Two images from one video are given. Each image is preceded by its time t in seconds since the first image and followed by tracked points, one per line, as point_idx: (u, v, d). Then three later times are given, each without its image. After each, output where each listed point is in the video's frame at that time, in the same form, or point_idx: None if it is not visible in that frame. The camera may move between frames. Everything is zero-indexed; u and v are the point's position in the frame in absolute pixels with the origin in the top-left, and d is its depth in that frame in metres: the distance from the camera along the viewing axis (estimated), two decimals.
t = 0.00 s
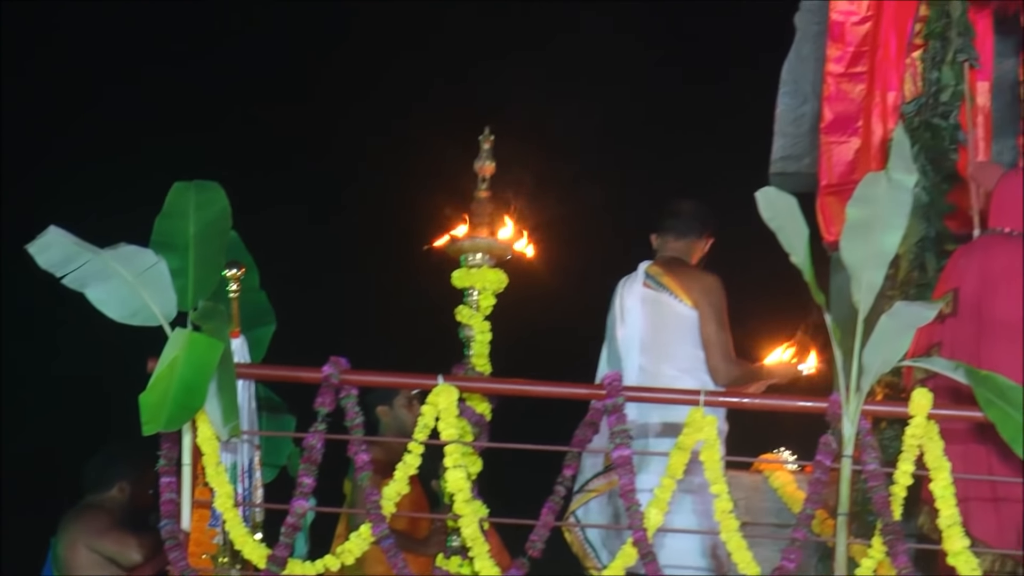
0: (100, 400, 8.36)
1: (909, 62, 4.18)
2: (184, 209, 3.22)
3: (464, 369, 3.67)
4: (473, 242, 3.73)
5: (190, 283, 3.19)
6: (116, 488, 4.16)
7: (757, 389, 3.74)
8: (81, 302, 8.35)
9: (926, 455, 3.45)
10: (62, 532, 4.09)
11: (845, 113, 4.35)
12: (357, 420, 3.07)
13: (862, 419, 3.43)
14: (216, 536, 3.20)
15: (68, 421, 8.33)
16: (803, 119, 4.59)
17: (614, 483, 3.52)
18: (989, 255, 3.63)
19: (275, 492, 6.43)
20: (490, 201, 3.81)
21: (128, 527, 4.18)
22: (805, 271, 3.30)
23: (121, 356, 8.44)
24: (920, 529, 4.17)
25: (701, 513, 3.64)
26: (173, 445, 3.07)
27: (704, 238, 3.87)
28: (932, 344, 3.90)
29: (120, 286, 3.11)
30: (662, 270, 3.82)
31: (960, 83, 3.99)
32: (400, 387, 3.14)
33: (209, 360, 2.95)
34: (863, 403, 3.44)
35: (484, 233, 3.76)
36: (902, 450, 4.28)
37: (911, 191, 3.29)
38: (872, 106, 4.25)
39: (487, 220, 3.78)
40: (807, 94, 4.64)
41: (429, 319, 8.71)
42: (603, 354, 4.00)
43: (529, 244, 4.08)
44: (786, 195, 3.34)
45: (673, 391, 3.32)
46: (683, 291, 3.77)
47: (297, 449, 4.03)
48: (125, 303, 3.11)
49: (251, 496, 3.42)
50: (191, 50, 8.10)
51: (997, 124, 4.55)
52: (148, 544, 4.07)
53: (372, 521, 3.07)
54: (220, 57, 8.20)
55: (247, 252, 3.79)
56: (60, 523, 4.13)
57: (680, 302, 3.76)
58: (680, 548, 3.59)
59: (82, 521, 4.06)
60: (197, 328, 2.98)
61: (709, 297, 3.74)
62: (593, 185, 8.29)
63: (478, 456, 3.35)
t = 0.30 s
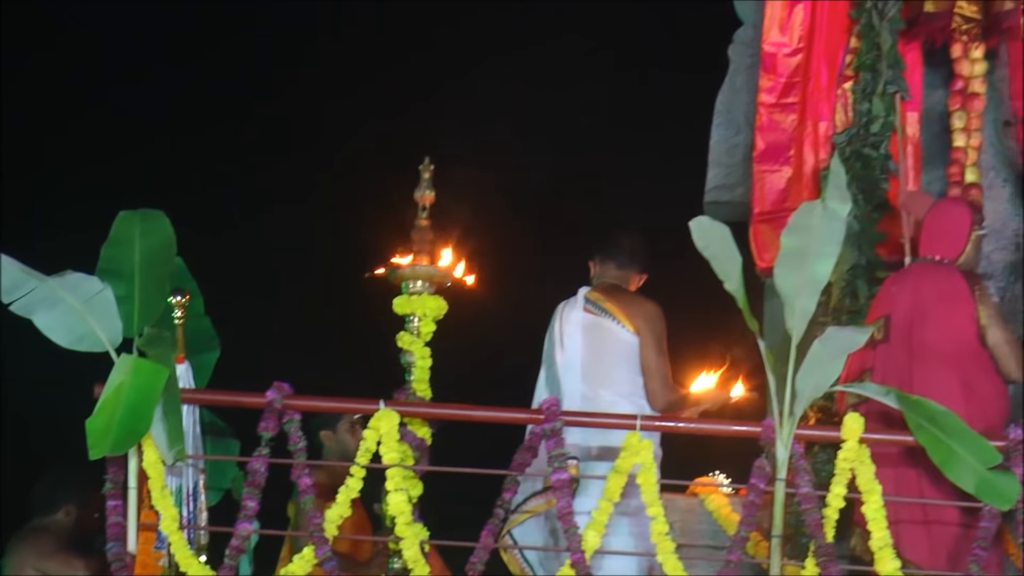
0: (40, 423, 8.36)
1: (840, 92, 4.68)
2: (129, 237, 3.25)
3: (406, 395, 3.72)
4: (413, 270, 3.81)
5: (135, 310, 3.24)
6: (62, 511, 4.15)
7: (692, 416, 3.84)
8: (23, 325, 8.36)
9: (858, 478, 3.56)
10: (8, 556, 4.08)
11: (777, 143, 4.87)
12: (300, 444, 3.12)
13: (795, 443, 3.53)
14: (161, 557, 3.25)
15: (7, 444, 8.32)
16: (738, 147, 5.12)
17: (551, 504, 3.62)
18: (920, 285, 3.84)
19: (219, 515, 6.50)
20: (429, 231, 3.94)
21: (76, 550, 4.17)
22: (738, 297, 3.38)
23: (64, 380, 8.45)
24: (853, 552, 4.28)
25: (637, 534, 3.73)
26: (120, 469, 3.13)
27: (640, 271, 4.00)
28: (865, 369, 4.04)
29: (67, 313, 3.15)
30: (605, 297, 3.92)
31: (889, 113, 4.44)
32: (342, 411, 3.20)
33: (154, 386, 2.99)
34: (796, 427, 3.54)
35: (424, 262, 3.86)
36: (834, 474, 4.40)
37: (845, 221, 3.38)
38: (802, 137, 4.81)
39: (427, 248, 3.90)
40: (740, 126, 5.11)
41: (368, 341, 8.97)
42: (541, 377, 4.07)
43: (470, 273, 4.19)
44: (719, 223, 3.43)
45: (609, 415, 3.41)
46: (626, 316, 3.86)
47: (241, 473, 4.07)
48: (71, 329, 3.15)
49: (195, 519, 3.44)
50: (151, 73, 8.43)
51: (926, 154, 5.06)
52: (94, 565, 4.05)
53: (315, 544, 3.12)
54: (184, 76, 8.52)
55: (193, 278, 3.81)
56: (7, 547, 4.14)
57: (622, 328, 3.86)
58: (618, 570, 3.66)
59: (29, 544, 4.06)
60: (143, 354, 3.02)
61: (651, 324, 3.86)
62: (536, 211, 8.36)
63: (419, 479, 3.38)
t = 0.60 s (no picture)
0: None
1: (791, 116, 4.83)
2: (93, 259, 3.29)
3: (364, 414, 3.79)
4: (372, 291, 3.88)
5: (99, 330, 3.26)
6: (25, 528, 4.21)
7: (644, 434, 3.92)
8: None
9: (808, 495, 3.64)
10: None
11: (728, 165, 4.96)
12: (261, 462, 3.17)
13: (747, 461, 3.60)
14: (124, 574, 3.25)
15: None
16: (690, 171, 5.20)
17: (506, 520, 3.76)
18: (870, 305, 3.94)
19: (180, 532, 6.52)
20: (388, 254, 4.00)
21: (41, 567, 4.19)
22: (690, 319, 3.46)
23: (25, 396, 8.44)
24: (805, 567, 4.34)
25: (593, 551, 3.84)
26: (82, 487, 3.18)
27: (595, 292, 4.10)
28: (816, 390, 4.14)
29: (31, 334, 3.20)
30: (562, 317, 4.00)
31: (838, 137, 4.56)
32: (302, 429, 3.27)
33: (116, 405, 3.04)
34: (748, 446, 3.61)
35: (383, 283, 3.93)
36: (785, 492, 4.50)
37: (796, 243, 3.44)
38: (753, 161, 4.91)
39: (384, 270, 3.96)
40: (693, 149, 5.24)
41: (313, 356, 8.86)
42: (498, 397, 4.14)
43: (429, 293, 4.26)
44: (670, 247, 3.52)
45: (564, 434, 3.48)
46: (582, 336, 3.95)
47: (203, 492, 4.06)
48: (35, 349, 3.20)
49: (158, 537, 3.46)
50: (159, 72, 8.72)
51: (875, 178, 5.18)
52: None
53: (275, 560, 3.19)
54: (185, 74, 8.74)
55: (156, 298, 3.83)
56: None
57: (579, 347, 3.95)
58: None
59: None
60: (106, 374, 3.07)
61: (607, 344, 3.94)
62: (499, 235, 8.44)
63: (378, 497, 3.40)
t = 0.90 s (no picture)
0: None
1: (748, 134, 4.93)
2: (64, 275, 3.36)
3: (329, 426, 3.84)
4: (338, 306, 3.98)
5: (69, 343, 3.33)
6: None
7: (604, 446, 4.02)
8: None
9: (765, 505, 3.73)
10: None
11: (685, 182, 5.08)
12: (228, 473, 3.26)
13: (705, 472, 3.69)
14: None
15: None
16: (649, 189, 5.32)
17: (469, 530, 3.88)
18: (824, 319, 4.04)
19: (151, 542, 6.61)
20: (354, 269, 4.09)
21: None
22: (649, 332, 3.53)
23: None
24: None
25: (554, 560, 3.93)
26: (53, 498, 3.24)
27: (554, 295, 4.20)
28: (772, 402, 4.23)
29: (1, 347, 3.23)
30: (522, 332, 4.08)
31: (794, 155, 4.68)
32: (268, 441, 3.32)
33: (86, 417, 3.10)
34: (706, 458, 3.70)
35: (348, 297, 4.02)
36: (743, 502, 4.61)
37: (751, 258, 3.54)
38: (710, 177, 5.03)
39: (349, 285, 4.05)
40: (652, 167, 5.35)
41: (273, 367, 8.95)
42: (460, 411, 4.21)
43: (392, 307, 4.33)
44: (631, 262, 3.60)
45: (527, 446, 3.56)
46: (542, 351, 4.03)
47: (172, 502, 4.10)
48: (6, 363, 3.24)
49: (127, 547, 3.51)
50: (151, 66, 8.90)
51: (830, 196, 5.27)
52: None
53: (244, 570, 3.28)
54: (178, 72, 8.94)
55: (126, 313, 3.89)
56: None
57: (539, 362, 4.03)
58: None
59: None
60: (76, 387, 3.13)
61: (567, 357, 4.02)
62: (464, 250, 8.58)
63: (344, 507, 3.52)
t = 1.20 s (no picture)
0: None
1: (714, 145, 5.07)
2: (40, 282, 3.40)
3: (303, 431, 3.94)
4: (311, 313, 4.04)
5: (46, 350, 3.37)
6: None
7: (572, 450, 4.10)
8: None
9: (732, 508, 3.81)
10: None
11: (652, 191, 5.15)
12: (203, 478, 3.40)
13: (673, 475, 3.75)
14: None
15: None
16: (616, 198, 5.43)
17: (442, 534, 3.99)
18: (789, 324, 4.14)
19: (126, 545, 6.70)
20: (327, 276, 4.14)
21: None
22: (618, 339, 3.60)
23: None
24: None
25: (524, 562, 4.07)
26: (32, 502, 3.33)
27: (523, 299, 4.25)
28: (737, 408, 4.32)
29: None
30: (491, 338, 4.15)
31: (760, 165, 4.81)
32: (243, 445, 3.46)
33: (64, 421, 3.15)
34: (674, 461, 3.76)
35: (321, 304, 4.08)
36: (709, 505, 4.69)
37: (717, 267, 3.62)
38: (677, 186, 5.12)
39: (323, 292, 4.11)
40: (620, 176, 5.44)
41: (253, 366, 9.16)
42: (432, 416, 4.27)
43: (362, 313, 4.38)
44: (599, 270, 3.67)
45: (498, 450, 3.62)
46: (511, 357, 4.11)
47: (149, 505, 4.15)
48: None
49: (103, 549, 3.69)
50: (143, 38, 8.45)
51: (795, 205, 5.37)
52: None
53: (218, 572, 3.43)
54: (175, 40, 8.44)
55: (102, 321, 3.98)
56: None
57: (508, 368, 4.11)
58: None
59: None
60: (54, 392, 3.18)
61: (535, 364, 4.10)
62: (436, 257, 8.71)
63: (318, 511, 3.59)
